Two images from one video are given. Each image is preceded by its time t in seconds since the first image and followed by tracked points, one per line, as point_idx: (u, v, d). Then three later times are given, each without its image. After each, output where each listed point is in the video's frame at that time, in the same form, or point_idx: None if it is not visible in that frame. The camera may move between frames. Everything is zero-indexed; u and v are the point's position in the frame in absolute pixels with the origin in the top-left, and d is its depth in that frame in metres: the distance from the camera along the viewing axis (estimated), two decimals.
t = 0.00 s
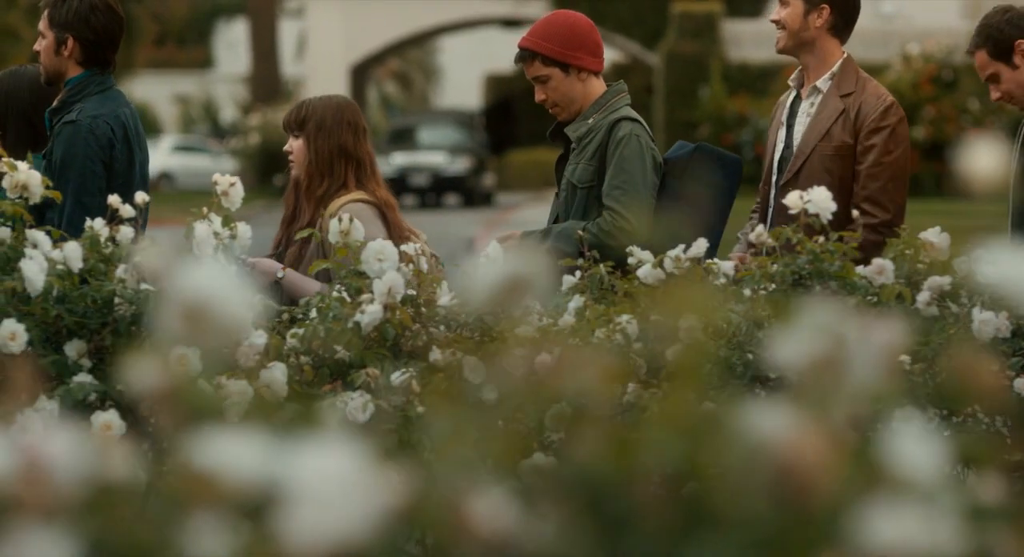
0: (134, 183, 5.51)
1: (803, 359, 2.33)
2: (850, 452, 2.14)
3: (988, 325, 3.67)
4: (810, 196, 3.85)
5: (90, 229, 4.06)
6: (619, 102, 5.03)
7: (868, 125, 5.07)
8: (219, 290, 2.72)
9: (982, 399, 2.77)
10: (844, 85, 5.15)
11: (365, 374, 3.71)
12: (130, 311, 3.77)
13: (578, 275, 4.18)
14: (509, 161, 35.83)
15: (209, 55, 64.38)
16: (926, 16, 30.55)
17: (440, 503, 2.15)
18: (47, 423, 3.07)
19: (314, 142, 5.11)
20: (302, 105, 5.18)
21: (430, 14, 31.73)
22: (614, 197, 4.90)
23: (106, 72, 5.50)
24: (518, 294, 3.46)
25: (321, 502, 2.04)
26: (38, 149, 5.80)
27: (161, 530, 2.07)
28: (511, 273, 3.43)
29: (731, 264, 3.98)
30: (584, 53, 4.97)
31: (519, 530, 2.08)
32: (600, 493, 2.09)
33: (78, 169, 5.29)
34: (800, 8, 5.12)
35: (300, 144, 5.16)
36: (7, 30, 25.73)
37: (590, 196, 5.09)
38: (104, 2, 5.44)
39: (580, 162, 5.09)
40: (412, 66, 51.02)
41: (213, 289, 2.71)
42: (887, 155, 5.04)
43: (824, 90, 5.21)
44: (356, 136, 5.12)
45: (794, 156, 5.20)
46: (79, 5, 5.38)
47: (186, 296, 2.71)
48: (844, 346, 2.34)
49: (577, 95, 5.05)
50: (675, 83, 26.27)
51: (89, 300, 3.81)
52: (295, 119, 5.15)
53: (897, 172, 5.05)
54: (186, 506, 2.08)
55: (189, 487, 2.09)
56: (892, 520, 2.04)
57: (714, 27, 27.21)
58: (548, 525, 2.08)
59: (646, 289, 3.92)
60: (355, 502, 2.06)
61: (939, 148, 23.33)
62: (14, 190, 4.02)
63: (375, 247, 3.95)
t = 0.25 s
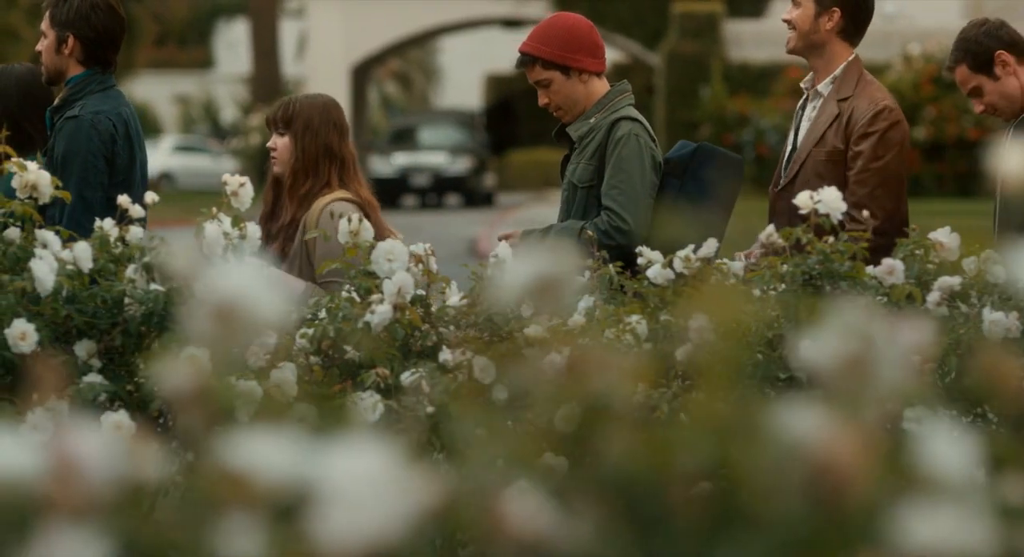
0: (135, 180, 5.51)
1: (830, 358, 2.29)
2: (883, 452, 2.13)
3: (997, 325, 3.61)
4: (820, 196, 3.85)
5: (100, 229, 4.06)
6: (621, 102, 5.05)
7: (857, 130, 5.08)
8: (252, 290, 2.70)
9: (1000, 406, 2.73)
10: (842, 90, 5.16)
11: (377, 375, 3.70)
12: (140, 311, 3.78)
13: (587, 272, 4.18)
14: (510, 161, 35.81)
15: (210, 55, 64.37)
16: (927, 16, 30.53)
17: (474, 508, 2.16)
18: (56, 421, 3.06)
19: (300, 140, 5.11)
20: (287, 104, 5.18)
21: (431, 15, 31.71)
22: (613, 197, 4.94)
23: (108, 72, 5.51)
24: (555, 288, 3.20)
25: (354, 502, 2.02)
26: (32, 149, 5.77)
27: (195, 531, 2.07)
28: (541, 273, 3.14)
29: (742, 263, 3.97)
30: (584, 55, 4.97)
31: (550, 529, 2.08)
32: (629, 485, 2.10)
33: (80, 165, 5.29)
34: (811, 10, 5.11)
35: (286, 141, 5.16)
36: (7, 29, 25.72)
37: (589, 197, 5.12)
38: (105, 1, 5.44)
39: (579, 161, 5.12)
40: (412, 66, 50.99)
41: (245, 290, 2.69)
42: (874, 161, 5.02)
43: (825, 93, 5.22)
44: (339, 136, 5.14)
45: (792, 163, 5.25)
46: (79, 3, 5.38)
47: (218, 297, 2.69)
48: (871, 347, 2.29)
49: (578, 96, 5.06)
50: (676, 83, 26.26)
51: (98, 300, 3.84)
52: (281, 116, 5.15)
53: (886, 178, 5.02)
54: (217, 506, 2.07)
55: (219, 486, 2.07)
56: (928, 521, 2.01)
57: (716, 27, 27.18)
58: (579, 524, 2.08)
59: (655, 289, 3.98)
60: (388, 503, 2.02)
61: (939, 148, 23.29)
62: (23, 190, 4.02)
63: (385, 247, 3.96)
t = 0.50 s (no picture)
0: (140, 179, 5.52)
1: (853, 360, 2.18)
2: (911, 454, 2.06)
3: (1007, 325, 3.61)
4: (829, 197, 3.85)
5: (109, 229, 4.07)
6: (615, 104, 5.03)
7: (856, 135, 5.07)
8: (278, 288, 2.74)
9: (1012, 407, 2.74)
10: (845, 94, 5.16)
11: (386, 375, 3.69)
12: (149, 312, 3.80)
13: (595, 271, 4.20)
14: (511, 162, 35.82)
15: (210, 56, 64.36)
16: (928, 17, 30.52)
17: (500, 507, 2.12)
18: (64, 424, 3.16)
19: (309, 140, 5.15)
20: (289, 101, 5.18)
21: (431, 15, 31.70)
22: (604, 198, 4.94)
23: (112, 72, 5.49)
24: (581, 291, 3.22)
25: (382, 501, 1.99)
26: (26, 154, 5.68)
27: (223, 532, 2.04)
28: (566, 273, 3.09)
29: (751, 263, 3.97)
30: (577, 57, 4.92)
31: (587, 530, 2.02)
32: (667, 493, 2.08)
33: (88, 163, 5.30)
34: (818, 16, 5.13)
35: (291, 139, 5.15)
36: (9, 30, 25.72)
37: (582, 199, 5.11)
38: (109, 2, 5.41)
39: (572, 164, 5.11)
40: (413, 67, 51.00)
41: (271, 288, 2.72)
42: (871, 166, 5.00)
43: (832, 98, 5.23)
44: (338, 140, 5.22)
45: (798, 167, 5.25)
46: (83, 4, 5.34)
47: (244, 295, 2.72)
48: (896, 346, 2.20)
49: (573, 98, 5.02)
50: (677, 84, 26.25)
51: (107, 300, 3.83)
52: (288, 114, 5.15)
53: (883, 183, 5.00)
54: (251, 505, 2.05)
55: (252, 489, 2.05)
56: (963, 521, 1.91)
57: (716, 28, 27.16)
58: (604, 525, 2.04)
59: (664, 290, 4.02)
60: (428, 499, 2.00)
61: (941, 148, 23.29)
62: (31, 191, 4.02)
63: (394, 247, 3.97)
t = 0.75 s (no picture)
0: (146, 179, 5.52)
1: (874, 359, 2.11)
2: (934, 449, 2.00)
3: (1015, 326, 3.62)
4: (837, 197, 3.86)
5: (115, 229, 4.07)
6: (598, 106, 5.01)
7: (856, 136, 5.08)
8: (299, 288, 2.60)
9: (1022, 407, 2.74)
10: (847, 96, 5.16)
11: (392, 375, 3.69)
12: (156, 312, 3.81)
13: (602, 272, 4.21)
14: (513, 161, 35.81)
15: (210, 56, 64.34)
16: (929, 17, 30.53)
17: (524, 508, 2.03)
18: (75, 428, 3.18)
19: (310, 143, 5.21)
20: (288, 106, 5.25)
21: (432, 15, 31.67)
22: (586, 199, 4.93)
23: (117, 72, 5.50)
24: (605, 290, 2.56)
25: (407, 502, 1.89)
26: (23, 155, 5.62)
27: (245, 533, 1.96)
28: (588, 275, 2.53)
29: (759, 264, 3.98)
30: (560, 59, 4.94)
31: (611, 531, 1.95)
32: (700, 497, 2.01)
33: (96, 163, 5.30)
34: (825, 16, 5.12)
35: (293, 142, 5.19)
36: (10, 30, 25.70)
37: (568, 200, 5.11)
38: (113, 1, 5.43)
39: (557, 166, 5.09)
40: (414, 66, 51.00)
41: (292, 287, 2.58)
42: (870, 169, 5.01)
43: (834, 99, 5.23)
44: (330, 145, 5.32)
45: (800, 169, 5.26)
46: (88, 4, 5.37)
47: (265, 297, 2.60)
48: (916, 345, 2.13)
49: (557, 101, 5.03)
50: (678, 84, 26.23)
51: (114, 300, 3.82)
52: (291, 118, 5.21)
53: (883, 185, 5.00)
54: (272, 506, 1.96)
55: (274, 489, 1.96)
56: (989, 520, 1.87)
57: (717, 27, 27.15)
58: (633, 524, 1.99)
59: (671, 289, 4.02)
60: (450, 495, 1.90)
61: (942, 149, 23.30)
62: (38, 190, 4.02)
63: (402, 247, 3.96)
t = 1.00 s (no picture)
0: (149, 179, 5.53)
1: (895, 359, 2.22)
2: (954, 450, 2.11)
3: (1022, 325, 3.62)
4: (843, 196, 3.87)
5: (121, 228, 4.07)
6: (579, 104, 4.99)
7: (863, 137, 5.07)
8: (321, 289, 2.55)
9: None
10: (851, 96, 5.16)
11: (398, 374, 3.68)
12: (162, 312, 3.82)
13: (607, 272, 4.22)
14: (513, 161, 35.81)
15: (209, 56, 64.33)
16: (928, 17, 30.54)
17: (542, 509, 2.12)
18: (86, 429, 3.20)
19: (310, 146, 5.24)
20: (288, 109, 5.27)
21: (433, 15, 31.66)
22: (559, 195, 4.91)
23: (117, 72, 5.52)
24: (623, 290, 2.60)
25: (426, 505, 1.97)
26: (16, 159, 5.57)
27: (266, 533, 2.02)
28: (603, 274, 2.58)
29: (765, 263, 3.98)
30: (545, 57, 4.94)
31: (630, 531, 2.02)
32: (717, 498, 2.08)
33: (101, 163, 5.30)
34: (834, 16, 5.14)
35: (293, 146, 5.21)
36: (11, 29, 25.70)
37: (542, 195, 5.09)
38: (111, 1, 5.46)
39: (534, 161, 5.07)
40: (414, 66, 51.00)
41: (312, 290, 2.54)
42: (878, 170, 5.01)
43: (837, 99, 5.23)
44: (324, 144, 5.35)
45: (803, 168, 5.25)
46: (86, 3, 5.39)
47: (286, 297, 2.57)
48: (934, 345, 2.22)
49: (537, 98, 5.02)
50: (678, 84, 26.22)
51: (120, 300, 3.85)
52: (292, 121, 5.22)
53: (891, 186, 5.00)
54: (292, 505, 2.02)
55: (292, 489, 2.03)
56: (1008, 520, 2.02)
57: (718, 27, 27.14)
58: (652, 523, 2.06)
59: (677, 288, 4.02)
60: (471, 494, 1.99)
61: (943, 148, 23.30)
62: (44, 190, 4.02)
63: (407, 247, 3.96)
